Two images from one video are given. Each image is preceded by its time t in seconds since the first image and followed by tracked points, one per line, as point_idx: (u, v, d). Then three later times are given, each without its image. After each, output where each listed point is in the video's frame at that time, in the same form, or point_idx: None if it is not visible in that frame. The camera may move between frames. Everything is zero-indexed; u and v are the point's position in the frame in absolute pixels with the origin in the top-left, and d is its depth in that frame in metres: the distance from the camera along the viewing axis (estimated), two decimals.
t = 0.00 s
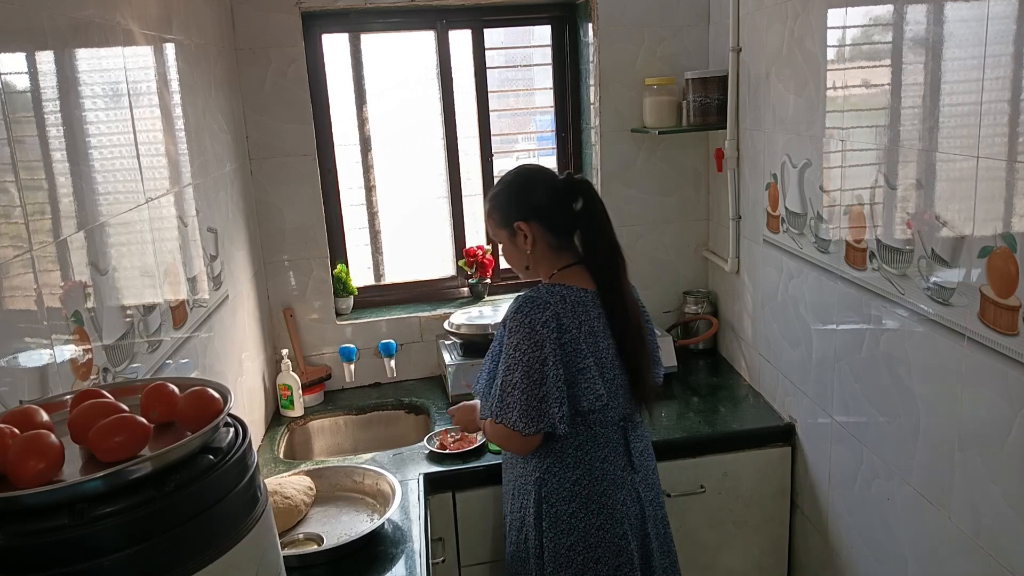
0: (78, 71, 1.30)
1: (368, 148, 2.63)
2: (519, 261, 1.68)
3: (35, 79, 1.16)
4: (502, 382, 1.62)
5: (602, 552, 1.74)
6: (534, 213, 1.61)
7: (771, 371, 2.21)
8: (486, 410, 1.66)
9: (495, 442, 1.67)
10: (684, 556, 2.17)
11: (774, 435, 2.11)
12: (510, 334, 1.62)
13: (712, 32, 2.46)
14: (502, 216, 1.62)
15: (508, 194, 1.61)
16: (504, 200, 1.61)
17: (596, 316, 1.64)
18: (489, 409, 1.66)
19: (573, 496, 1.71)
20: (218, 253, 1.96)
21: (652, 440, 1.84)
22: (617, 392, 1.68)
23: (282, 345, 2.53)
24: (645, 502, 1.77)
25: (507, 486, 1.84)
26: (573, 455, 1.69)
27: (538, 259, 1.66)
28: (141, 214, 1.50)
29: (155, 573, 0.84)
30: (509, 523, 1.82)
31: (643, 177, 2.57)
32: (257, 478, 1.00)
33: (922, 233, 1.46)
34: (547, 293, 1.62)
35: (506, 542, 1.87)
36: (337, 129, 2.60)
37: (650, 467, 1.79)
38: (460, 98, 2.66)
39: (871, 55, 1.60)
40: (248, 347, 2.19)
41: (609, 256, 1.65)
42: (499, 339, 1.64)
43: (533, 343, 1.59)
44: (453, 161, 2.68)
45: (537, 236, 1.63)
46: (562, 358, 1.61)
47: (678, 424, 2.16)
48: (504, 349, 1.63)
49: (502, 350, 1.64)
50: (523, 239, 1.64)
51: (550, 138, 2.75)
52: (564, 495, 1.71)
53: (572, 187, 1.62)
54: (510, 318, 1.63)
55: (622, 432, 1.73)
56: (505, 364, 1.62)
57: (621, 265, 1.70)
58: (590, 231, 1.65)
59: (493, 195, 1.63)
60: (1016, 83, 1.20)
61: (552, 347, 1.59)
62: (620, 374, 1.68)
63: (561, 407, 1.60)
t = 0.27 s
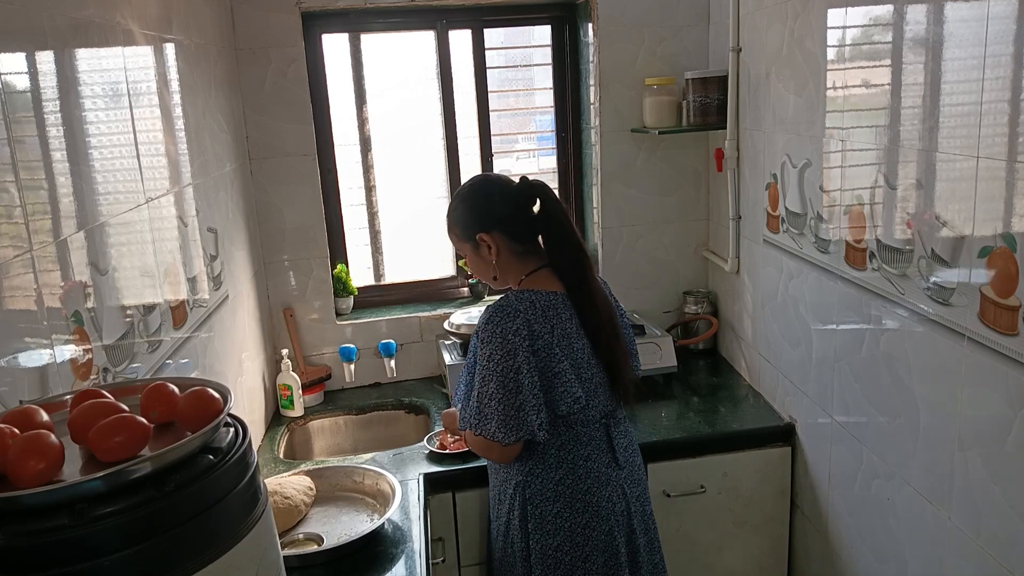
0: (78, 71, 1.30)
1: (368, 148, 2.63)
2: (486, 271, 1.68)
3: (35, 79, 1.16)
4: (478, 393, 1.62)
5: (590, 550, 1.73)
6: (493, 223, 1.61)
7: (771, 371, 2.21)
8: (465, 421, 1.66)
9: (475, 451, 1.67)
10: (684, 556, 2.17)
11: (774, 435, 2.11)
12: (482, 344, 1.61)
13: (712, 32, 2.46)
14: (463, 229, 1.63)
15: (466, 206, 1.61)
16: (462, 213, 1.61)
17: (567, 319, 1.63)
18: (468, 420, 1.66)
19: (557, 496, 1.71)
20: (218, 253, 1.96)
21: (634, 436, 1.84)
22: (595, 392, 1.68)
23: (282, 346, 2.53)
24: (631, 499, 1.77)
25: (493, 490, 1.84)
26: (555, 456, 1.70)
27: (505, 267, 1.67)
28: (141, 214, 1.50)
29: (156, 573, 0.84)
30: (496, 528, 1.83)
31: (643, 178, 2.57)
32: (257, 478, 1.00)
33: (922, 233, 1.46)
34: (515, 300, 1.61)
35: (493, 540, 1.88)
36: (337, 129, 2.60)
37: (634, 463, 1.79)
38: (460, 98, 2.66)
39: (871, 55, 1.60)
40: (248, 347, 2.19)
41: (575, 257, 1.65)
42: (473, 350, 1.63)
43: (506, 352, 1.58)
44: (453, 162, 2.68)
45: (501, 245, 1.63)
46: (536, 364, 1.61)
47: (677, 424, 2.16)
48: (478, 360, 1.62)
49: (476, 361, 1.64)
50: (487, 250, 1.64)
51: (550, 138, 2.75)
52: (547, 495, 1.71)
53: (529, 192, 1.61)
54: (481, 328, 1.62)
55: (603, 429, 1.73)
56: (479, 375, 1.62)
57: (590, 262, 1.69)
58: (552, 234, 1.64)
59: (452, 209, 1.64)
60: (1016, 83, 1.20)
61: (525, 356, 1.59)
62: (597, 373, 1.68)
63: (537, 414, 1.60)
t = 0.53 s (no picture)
0: (78, 71, 1.30)
1: (368, 148, 2.63)
2: (488, 266, 1.68)
3: (35, 79, 1.16)
4: (478, 389, 1.62)
5: (589, 549, 1.73)
6: (498, 220, 1.60)
7: (771, 371, 2.21)
8: (465, 416, 1.66)
9: (475, 448, 1.67)
10: (684, 556, 2.17)
11: (774, 435, 2.11)
12: (483, 340, 1.61)
13: (712, 32, 2.46)
14: (468, 224, 1.62)
15: (471, 202, 1.60)
16: (467, 208, 1.60)
17: (568, 316, 1.64)
18: (467, 416, 1.66)
19: (556, 495, 1.71)
20: (218, 253, 1.96)
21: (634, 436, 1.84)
22: (595, 390, 1.68)
23: (282, 345, 2.53)
24: (630, 498, 1.77)
25: (492, 489, 1.83)
26: (555, 454, 1.69)
27: (507, 264, 1.66)
28: (141, 214, 1.50)
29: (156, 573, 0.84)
30: (495, 528, 1.82)
31: (643, 178, 2.57)
32: (257, 478, 1.00)
33: (922, 233, 1.46)
34: (517, 297, 1.61)
35: (490, 539, 1.87)
36: (337, 129, 2.60)
37: (634, 463, 1.80)
38: (460, 98, 2.66)
39: (870, 55, 1.60)
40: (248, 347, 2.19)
41: (578, 257, 1.65)
42: (474, 345, 1.63)
43: (506, 348, 1.58)
44: (453, 162, 2.68)
45: (504, 242, 1.62)
46: (536, 361, 1.61)
47: (677, 424, 2.16)
48: (478, 355, 1.62)
49: (476, 356, 1.63)
50: (490, 246, 1.63)
51: (550, 138, 2.75)
52: (547, 493, 1.71)
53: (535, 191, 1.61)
54: (482, 324, 1.62)
55: (603, 428, 1.73)
56: (480, 371, 1.62)
57: (592, 262, 1.70)
58: (556, 233, 1.64)
59: (457, 204, 1.63)
60: (1016, 83, 1.20)
61: (525, 351, 1.59)
62: (596, 371, 1.69)
63: (537, 410, 1.60)
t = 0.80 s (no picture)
0: (78, 71, 1.30)
1: (368, 148, 2.63)
2: (499, 263, 1.68)
3: (35, 79, 1.16)
4: (483, 386, 1.62)
5: (590, 551, 1.73)
6: (511, 217, 1.60)
7: (771, 371, 2.21)
8: (470, 413, 1.66)
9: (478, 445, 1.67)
10: (684, 556, 2.17)
11: (774, 435, 2.11)
12: (490, 337, 1.61)
13: (712, 32, 2.46)
14: (481, 219, 1.62)
15: (485, 198, 1.60)
16: (481, 204, 1.61)
17: (576, 316, 1.64)
18: (472, 413, 1.66)
19: (559, 495, 1.71)
20: (218, 253, 1.96)
21: (637, 439, 1.84)
22: (600, 391, 1.69)
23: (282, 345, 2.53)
24: (632, 500, 1.77)
25: (494, 488, 1.83)
26: (558, 455, 1.70)
27: (518, 261, 1.66)
28: (141, 214, 1.50)
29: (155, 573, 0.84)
30: (495, 527, 1.82)
31: (643, 178, 2.57)
32: (257, 478, 1.00)
33: (922, 232, 1.46)
34: (526, 295, 1.61)
35: (491, 539, 1.86)
36: (337, 129, 2.60)
37: (637, 466, 1.80)
38: (460, 98, 2.66)
39: (871, 55, 1.60)
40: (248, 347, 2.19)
41: (589, 258, 1.64)
42: (481, 342, 1.63)
43: (514, 346, 1.58)
44: (453, 161, 2.68)
45: (516, 239, 1.63)
46: (543, 360, 1.61)
47: (677, 424, 2.16)
48: (485, 353, 1.62)
49: (483, 353, 1.63)
50: (501, 243, 1.64)
51: (550, 138, 2.75)
52: (550, 494, 1.71)
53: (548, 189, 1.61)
54: (490, 321, 1.62)
55: (607, 430, 1.73)
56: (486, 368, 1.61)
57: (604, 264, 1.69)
58: (568, 232, 1.63)
59: (472, 199, 1.63)
60: (1016, 83, 1.20)
61: (532, 350, 1.59)
62: (602, 373, 1.69)
63: (541, 409, 1.60)
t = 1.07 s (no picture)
0: (78, 71, 1.30)
1: (368, 148, 2.63)
2: (499, 262, 1.67)
3: (35, 79, 1.16)
4: (483, 386, 1.62)
5: (591, 551, 1.73)
6: (513, 216, 1.60)
7: (771, 371, 2.21)
8: (470, 414, 1.65)
9: (478, 445, 1.67)
10: (684, 556, 2.17)
11: (774, 435, 2.11)
12: (490, 337, 1.61)
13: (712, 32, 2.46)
14: (483, 217, 1.61)
15: (487, 196, 1.60)
16: (483, 203, 1.60)
17: (576, 316, 1.64)
18: (472, 413, 1.65)
19: (560, 495, 1.71)
20: (218, 253, 1.96)
21: (637, 439, 1.85)
22: (600, 391, 1.69)
23: (282, 345, 2.53)
24: (633, 500, 1.77)
25: (495, 488, 1.83)
26: (559, 455, 1.69)
27: (519, 261, 1.66)
28: (141, 214, 1.50)
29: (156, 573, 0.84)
30: (497, 527, 1.82)
31: (643, 178, 2.57)
32: (257, 478, 1.00)
33: (922, 232, 1.46)
34: (526, 295, 1.61)
35: (493, 540, 1.86)
36: (337, 129, 2.60)
37: (637, 466, 1.80)
38: (460, 98, 2.66)
39: (871, 55, 1.60)
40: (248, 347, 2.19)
41: (589, 258, 1.65)
42: (480, 342, 1.63)
43: (513, 345, 1.58)
44: (453, 161, 2.68)
45: (517, 238, 1.62)
46: (542, 360, 1.61)
47: (677, 424, 2.16)
48: (485, 352, 1.62)
49: (483, 353, 1.63)
50: (503, 242, 1.63)
51: (550, 138, 2.75)
52: (551, 494, 1.71)
53: (551, 189, 1.61)
54: (489, 321, 1.62)
55: (607, 430, 1.73)
56: (486, 368, 1.61)
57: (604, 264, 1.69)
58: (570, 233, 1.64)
59: (473, 198, 1.63)
60: (1016, 83, 1.20)
61: (532, 350, 1.59)
62: (602, 373, 1.69)
63: (541, 409, 1.60)
